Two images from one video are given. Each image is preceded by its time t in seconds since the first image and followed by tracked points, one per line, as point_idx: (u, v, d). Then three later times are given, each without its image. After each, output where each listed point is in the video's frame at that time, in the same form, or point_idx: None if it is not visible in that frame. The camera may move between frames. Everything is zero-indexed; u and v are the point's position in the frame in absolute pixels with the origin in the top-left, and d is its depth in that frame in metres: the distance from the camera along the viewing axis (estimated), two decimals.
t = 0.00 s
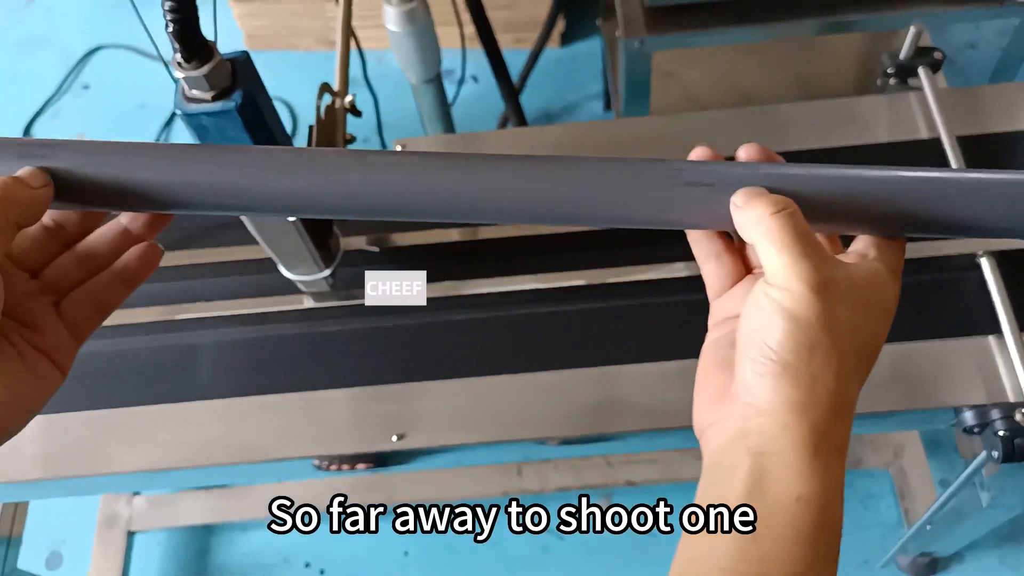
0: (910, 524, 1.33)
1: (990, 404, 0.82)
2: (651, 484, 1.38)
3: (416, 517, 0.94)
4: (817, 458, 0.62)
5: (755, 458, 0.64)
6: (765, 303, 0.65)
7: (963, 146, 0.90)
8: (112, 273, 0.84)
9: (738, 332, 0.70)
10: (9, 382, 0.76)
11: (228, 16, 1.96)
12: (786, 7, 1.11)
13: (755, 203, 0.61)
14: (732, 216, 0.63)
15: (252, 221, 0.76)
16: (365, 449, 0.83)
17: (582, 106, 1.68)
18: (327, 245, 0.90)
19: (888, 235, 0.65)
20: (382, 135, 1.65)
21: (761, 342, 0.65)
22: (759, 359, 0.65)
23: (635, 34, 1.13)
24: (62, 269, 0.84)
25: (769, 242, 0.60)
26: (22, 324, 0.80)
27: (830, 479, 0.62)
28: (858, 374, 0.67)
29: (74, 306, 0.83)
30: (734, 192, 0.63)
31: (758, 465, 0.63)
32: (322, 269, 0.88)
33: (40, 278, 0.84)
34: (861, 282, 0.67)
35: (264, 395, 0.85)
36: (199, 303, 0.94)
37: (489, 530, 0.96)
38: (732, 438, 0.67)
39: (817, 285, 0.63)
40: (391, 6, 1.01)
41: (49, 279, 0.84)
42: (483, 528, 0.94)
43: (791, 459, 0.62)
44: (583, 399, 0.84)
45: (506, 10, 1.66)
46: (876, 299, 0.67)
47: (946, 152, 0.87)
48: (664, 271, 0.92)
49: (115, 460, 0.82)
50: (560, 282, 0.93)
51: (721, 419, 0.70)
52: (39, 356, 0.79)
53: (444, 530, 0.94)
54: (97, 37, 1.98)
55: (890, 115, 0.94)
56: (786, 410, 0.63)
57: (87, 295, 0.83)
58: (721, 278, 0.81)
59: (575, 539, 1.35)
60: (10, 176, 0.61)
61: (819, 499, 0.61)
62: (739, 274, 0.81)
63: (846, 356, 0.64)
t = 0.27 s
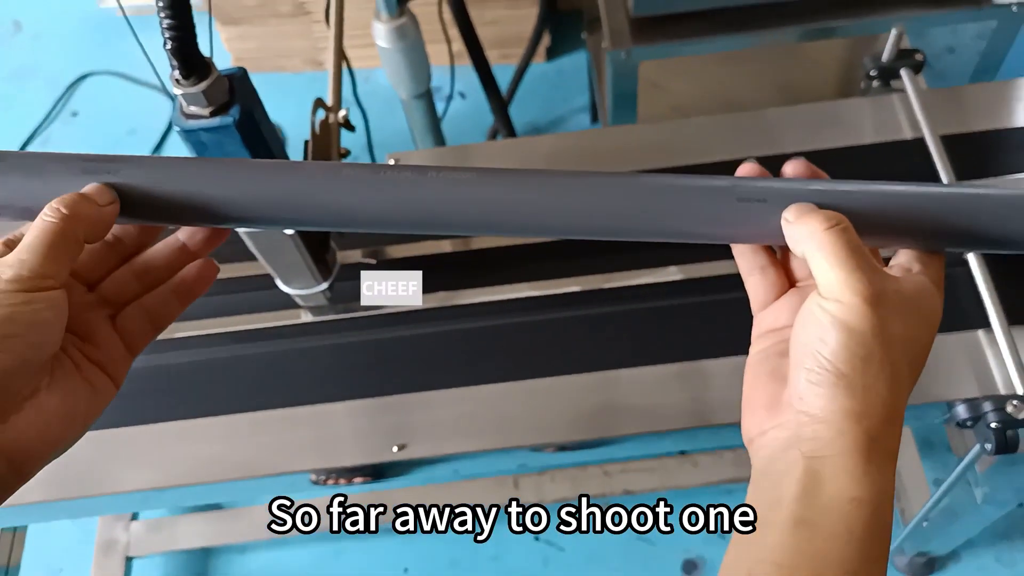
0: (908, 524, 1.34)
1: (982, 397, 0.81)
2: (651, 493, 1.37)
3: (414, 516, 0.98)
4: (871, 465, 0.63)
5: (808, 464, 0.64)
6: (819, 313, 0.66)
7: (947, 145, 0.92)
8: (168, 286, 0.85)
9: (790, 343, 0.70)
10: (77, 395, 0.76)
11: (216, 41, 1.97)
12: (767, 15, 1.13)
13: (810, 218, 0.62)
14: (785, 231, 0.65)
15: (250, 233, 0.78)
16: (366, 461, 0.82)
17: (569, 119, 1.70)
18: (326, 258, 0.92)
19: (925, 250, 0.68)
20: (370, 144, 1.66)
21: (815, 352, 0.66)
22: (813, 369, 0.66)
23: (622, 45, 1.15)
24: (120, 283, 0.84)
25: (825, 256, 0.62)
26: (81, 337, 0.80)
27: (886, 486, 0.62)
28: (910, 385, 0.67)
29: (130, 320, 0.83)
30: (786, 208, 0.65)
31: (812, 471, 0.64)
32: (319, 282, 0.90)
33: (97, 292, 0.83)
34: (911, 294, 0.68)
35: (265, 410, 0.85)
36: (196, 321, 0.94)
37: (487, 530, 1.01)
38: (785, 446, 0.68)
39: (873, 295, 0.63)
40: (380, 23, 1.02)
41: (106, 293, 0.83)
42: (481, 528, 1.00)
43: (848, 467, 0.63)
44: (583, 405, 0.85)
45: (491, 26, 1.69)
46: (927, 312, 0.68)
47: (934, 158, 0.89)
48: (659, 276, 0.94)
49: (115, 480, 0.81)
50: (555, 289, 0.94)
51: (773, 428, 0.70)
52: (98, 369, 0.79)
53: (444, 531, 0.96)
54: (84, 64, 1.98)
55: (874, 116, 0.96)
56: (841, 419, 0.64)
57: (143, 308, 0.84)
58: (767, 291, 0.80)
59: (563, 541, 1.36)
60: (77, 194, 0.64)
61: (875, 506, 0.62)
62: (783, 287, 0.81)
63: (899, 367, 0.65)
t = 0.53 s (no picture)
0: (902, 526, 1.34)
1: (975, 393, 0.81)
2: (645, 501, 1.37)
3: (415, 518, 1.01)
4: (882, 463, 0.64)
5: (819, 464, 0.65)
6: (829, 313, 0.66)
7: (931, 144, 0.94)
8: (180, 296, 0.86)
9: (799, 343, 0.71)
10: (89, 401, 0.77)
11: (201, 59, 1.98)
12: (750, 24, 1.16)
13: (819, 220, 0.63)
14: (793, 232, 0.65)
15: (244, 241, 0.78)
16: (362, 467, 0.82)
17: (555, 131, 1.71)
18: (319, 265, 0.95)
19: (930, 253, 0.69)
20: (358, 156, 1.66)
21: (826, 352, 0.66)
22: (825, 368, 0.66)
23: (609, 53, 1.17)
24: (134, 292, 0.84)
25: (835, 258, 0.62)
26: (94, 346, 0.81)
27: (898, 482, 0.63)
28: (920, 383, 0.68)
29: (143, 328, 0.84)
30: (794, 211, 0.65)
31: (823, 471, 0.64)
32: (314, 290, 0.92)
33: (110, 300, 0.84)
34: (919, 293, 0.68)
35: (260, 419, 0.85)
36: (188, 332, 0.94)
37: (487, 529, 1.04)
38: (797, 444, 0.68)
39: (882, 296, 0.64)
40: (368, 33, 1.03)
41: (119, 301, 0.84)
42: (482, 528, 1.02)
43: (860, 464, 0.63)
44: (578, 406, 0.85)
45: (477, 39, 1.71)
46: (935, 310, 0.69)
47: (919, 158, 0.92)
48: (651, 277, 0.94)
49: (109, 491, 0.82)
50: (548, 292, 0.94)
51: (784, 428, 0.71)
52: (110, 379, 0.80)
53: (444, 531, 1.00)
54: (68, 84, 1.98)
55: (859, 117, 0.98)
56: (853, 418, 0.64)
57: (155, 318, 0.85)
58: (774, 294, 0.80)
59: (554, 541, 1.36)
60: (94, 202, 0.64)
61: (888, 502, 0.62)
62: (790, 291, 0.81)
63: (909, 365, 0.66)
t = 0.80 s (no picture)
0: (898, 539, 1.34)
1: (972, 404, 0.81)
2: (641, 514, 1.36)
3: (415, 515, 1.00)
4: (876, 463, 0.63)
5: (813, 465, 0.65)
6: (821, 315, 0.67)
7: (929, 156, 0.95)
8: (175, 300, 0.86)
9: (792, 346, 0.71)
10: (84, 402, 0.77)
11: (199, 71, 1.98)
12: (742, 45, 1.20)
13: (811, 222, 0.64)
14: (784, 235, 0.66)
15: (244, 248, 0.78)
16: (360, 476, 0.82)
17: (552, 144, 1.72)
18: (319, 273, 0.94)
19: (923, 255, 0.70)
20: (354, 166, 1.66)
21: (818, 353, 0.67)
22: (817, 369, 0.67)
23: (606, 65, 1.21)
24: (129, 296, 0.84)
25: (826, 259, 0.63)
26: (88, 348, 0.80)
27: (892, 483, 0.63)
28: (912, 385, 0.68)
29: (137, 331, 0.84)
30: (785, 214, 0.66)
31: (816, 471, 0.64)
32: (313, 297, 0.92)
33: (104, 304, 0.84)
34: (909, 296, 0.69)
35: (257, 428, 0.85)
36: (186, 340, 0.94)
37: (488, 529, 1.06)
38: (791, 447, 0.68)
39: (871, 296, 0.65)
40: (369, 44, 1.04)
41: (114, 305, 0.84)
42: (482, 528, 1.05)
43: (854, 464, 0.63)
44: (577, 415, 0.84)
45: (475, 53, 1.73)
46: (925, 313, 0.69)
47: (917, 170, 0.92)
48: (651, 287, 0.95)
49: (105, 498, 0.82)
50: (547, 301, 0.95)
51: (778, 431, 0.71)
52: (105, 381, 0.80)
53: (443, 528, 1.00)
54: (65, 95, 1.98)
55: (856, 130, 0.99)
56: (846, 418, 0.64)
57: (149, 321, 0.85)
58: (769, 299, 0.81)
59: (547, 543, 1.37)
60: (91, 203, 0.64)
61: (883, 502, 0.62)
62: (785, 295, 0.82)
63: (901, 367, 0.66)
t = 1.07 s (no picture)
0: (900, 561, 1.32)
1: (977, 424, 0.80)
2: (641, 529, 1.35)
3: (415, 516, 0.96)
4: (879, 477, 0.63)
5: (814, 479, 0.64)
6: (824, 328, 0.67)
7: (936, 174, 0.96)
8: (181, 304, 0.86)
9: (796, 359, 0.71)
10: (88, 404, 0.77)
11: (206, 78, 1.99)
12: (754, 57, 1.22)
13: (816, 236, 0.64)
14: (789, 249, 0.67)
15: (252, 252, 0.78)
16: (362, 484, 0.82)
17: (557, 157, 1.72)
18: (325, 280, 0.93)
19: (926, 272, 0.69)
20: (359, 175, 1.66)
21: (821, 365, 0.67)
22: (820, 382, 0.66)
23: (614, 81, 1.21)
24: (135, 300, 0.84)
25: (830, 272, 0.63)
26: (92, 351, 0.80)
27: (894, 497, 0.62)
28: (915, 400, 0.68)
29: (143, 335, 0.84)
30: (791, 228, 0.66)
31: (818, 485, 0.64)
32: (319, 303, 0.91)
33: (110, 307, 0.84)
34: (913, 312, 0.69)
35: (261, 432, 0.85)
36: (190, 345, 0.94)
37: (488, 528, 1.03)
38: (792, 460, 0.67)
39: (876, 310, 0.64)
40: (379, 53, 1.04)
41: (119, 308, 0.84)
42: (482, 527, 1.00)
43: (855, 477, 0.62)
44: (581, 427, 0.84)
45: (481, 66, 1.74)
46: (929, 328, 0.69)
47: (925, 189, 0.92)
48: (657, 300, 0.95)
49: (105, 501, 0.82)
50: (552, 311, 0.95)
51: (780, 444, 0.70)
52: (110, 383, 0.80)
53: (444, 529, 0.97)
54: (71, 99, 1.98)
55: (864, 148, 0.99)
56: (848, 430, 0.64)
57: (155, 324, 0.85)
58: (773, 313, 0.81)
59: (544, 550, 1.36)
60: (100, 206, 0.65)
61: (884, 516, 0.61)
62: (789, 310, 0.81)
63: (904, 381, 0.66)
